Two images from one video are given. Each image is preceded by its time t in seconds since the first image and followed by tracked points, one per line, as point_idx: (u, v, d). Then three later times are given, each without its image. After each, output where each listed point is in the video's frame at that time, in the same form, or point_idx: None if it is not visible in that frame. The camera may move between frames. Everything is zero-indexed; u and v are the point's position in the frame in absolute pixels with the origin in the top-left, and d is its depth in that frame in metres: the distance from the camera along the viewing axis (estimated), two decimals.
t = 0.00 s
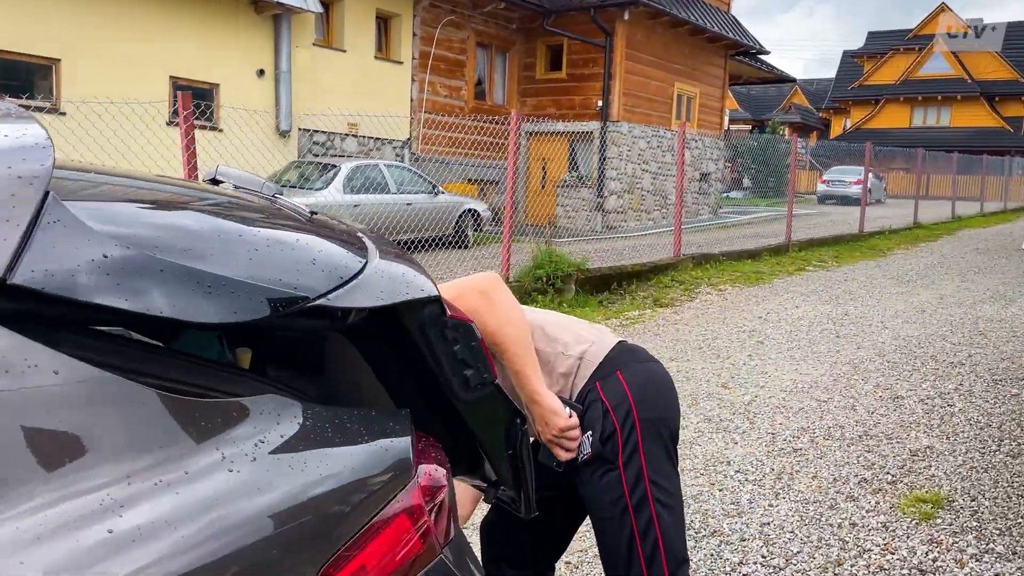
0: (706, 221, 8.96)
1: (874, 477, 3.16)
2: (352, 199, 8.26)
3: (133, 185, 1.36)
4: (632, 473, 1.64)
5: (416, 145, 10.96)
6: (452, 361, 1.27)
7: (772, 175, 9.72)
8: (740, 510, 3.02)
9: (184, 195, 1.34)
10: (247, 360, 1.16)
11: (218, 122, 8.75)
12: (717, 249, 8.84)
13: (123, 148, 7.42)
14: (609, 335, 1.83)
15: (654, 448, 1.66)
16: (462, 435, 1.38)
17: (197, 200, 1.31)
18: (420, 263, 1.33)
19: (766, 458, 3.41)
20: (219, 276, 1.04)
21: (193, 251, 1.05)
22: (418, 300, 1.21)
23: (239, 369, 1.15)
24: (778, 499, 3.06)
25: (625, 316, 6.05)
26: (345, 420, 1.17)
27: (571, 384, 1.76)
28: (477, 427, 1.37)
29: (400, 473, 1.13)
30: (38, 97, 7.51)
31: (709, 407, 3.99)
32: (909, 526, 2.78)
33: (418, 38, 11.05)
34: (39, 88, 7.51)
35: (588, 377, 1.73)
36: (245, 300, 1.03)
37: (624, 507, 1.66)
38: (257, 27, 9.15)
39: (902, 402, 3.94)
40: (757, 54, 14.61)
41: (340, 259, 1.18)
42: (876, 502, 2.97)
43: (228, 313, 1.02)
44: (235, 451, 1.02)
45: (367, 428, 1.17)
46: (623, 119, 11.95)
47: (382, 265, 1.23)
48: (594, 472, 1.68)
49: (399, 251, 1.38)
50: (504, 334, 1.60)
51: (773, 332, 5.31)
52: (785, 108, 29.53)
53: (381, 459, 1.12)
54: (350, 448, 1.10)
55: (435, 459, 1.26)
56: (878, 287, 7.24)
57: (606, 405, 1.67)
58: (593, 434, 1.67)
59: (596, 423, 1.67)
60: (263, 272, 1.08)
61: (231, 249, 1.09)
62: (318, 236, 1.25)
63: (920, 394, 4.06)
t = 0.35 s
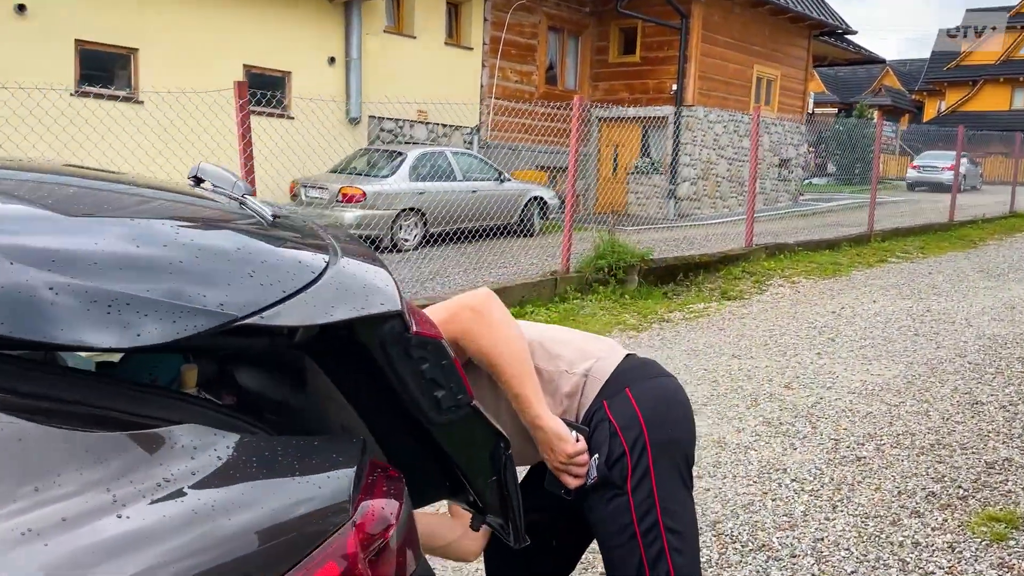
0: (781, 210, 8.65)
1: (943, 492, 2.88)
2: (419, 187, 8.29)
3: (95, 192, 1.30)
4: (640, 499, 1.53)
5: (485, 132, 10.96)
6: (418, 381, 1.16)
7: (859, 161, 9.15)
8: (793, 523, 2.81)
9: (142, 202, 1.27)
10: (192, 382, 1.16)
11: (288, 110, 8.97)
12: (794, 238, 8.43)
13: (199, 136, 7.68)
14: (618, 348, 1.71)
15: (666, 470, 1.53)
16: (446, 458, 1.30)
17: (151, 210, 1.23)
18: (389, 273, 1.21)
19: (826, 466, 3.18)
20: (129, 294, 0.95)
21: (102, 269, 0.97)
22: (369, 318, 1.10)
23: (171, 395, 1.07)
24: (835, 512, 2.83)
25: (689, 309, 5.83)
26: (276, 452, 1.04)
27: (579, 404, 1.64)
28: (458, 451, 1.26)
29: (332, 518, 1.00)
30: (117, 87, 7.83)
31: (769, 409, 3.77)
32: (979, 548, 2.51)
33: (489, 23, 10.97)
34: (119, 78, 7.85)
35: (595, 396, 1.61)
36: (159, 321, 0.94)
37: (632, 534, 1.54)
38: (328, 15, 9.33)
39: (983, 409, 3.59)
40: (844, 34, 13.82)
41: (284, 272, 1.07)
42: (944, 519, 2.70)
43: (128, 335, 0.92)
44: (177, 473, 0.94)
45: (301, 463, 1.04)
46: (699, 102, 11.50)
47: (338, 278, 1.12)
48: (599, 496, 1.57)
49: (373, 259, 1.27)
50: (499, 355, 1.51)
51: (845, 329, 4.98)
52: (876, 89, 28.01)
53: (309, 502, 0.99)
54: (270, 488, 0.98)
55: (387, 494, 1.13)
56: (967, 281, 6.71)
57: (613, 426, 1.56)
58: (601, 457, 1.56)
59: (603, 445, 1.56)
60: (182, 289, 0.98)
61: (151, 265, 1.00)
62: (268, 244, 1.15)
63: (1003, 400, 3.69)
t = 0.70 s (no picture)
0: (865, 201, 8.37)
1: (1010, 507, 2.68)
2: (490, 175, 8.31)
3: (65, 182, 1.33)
4: (633, 513, 1.55)
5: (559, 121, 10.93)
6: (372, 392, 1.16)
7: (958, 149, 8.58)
8: (841, 534, 2.68)
9: (113, 197, 1.29)
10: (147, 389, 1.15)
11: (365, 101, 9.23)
12: (881, 231, 8.00)
13: (280, 126, 7.98)
14: (618, 355, 1.74)
15: (665, 491, 1.56)
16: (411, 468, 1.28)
17: (109, 203, 1.25)
18: (346, 276, 1.20)
19: (884, 474, 3.01)
20: (50, 306, 0.97)
21: (27, 280, 0.99)
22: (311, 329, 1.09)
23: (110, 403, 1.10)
24: (888, 523, 2.69)
25: (759, 303, 5.63)
26: (201, 467, 1.06)
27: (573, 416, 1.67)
28: (423, 461, 1.26)
29: (254, 537, 1.01)
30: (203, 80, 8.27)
31: (829, 412, 3.60)
32: None
33: (566, 10, 10.88)
34: (204, 71, 8.28)
35: (592, 404, 1.65)
36: (81, 334, 0.97)
37: (625, 550, 1.57)
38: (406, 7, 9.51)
39: None
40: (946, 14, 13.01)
41: (223, 278, 1.08)
42: (1007, 537, 2.52)
43: (46, 349, 0.95)
44: (94, 483, 0.99)
45: (228, 476, 1.05)
46: (782, 88, 11.05)
47: (287, 286, 1.12)
48: (594, 509, 1.61)
49: (337, 259, 1.26)
50: (493, 365, 1.56)
51: (924, 327, 4.69)
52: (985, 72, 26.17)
53: (227, 521, 1.00)
54: (188, 510, 0.99)
55: (327, 509, 1.13)
56: None
57: (609, 439, 1.59)
58: (594, 468, 1.60)
59: (597, 457, 1.59)
60: (109, 298, 1.00)
61: (81, 273, 1.02)
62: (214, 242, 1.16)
63: None
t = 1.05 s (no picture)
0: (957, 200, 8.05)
1: None
2: (560, 170, 8.29)
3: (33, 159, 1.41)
4: (608, 497, 1.54)
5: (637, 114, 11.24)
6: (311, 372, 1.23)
7: None
8: (878, 539, 2.59)
9: (80, 176, 1.36)
10: (99, 367, 1.26)
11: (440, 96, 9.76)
12: (976, 227, 7.59)
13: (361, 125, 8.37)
14: (609, 339, 1.74)
15: (641, 479, 1.54)
16: (354, 446, 1.35)
17: (65, 180, 1.32)
18: (285, 258, 1.25)
19: (935, 478, 2.90)
20: None
21: None
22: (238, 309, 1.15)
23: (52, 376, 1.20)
24: (930, 530, 2.60)
25: (830, 301, 5.48)
26: (120, 440, 1.15)
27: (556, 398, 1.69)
28: (368, 436, 1.33)
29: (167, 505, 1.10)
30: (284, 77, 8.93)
31: (886, 413, 3.47)
32: None
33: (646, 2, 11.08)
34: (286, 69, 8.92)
35: (572, 385, 1.65)
36: (9, 310, 1.05)
37: (597, 533, 1.54)
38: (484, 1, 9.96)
39: None
40: None
41: (151, 259, 1.14)
42: None
43: None
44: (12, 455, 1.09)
45: (147, 447, 1.15)
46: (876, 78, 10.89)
47: (222, 268, 1.18)
48: (569, 490, 1.58)
49: (284, 239, 1.31)
50: (483, 345, 1.56)
51: (1006, 326, 4.46)
52: None
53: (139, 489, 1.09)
54: (103, 480, 1.08)
55: (248, 487, 1.21)
56: None
57: (586, 420, 1.58)
58: (568, 450, 1.59)
59: (573, 439, 1.58)
60: (37, 277, 1.09)
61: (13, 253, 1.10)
62: (151, 223, 1.22)
63: None
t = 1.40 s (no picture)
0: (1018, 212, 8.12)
1: None
2: (613, 174, 8.26)
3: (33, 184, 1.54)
4: (596, 484, 1.66)
5: (699, 117, 12.48)
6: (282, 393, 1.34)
7: None
8: (906, 555, 2.64)
9: (76, 204, 1.47)
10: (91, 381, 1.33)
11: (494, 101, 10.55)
12: None
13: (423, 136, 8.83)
14: (616, 335, 1.81)
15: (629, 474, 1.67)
16: (323, 468, 1.46)
17: (58, 206, 1.43)
18: (258, 285, 1.36)
19: (973, 494, 3.01)
20: None
21: None
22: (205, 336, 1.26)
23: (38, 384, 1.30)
24: (960, 547, 2.67)
25: (886, 308, 5.99)
26: (93, 448, 1.24)
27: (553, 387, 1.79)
28: (339, 460, 1.45)
29: (132, 511, 1.18)
30: (343, 84, 9.81)
31: (930, 426, 3.67)
32: None
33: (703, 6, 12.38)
34: (344, 78, 9.81)
35: (568, 378, 1.75)
36: None
37: (578, 521, 1.66)
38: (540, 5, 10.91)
39: None
40: None
41: (124, 288, 1.25)
42: None
43: None
44: None
45: (117, 457, 1.24)
46: (939, 78, 12.47)
47: (194, 295, 1.29)
48: (559, 478, 1.70)
49: (261, 267, 1.42)
50: (492, 326, 1.65)
51: None
52: None
53: (108, 498, 1.18)
54: (72, 490, 1.17)
55: (215, 494, 1.29)
56: None
57: (578, 413, 1.70)
58: (560, 439, 1.71)
59: (565, 429, 1.70)
60: (16, 302, 1.20)
61: None
62: (128, 251, 1.33)
63: None
